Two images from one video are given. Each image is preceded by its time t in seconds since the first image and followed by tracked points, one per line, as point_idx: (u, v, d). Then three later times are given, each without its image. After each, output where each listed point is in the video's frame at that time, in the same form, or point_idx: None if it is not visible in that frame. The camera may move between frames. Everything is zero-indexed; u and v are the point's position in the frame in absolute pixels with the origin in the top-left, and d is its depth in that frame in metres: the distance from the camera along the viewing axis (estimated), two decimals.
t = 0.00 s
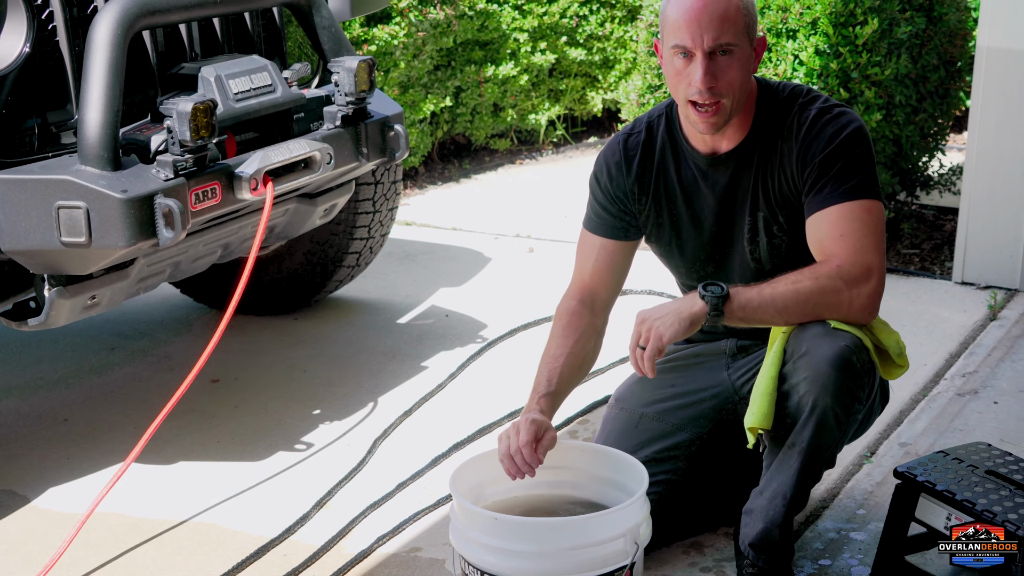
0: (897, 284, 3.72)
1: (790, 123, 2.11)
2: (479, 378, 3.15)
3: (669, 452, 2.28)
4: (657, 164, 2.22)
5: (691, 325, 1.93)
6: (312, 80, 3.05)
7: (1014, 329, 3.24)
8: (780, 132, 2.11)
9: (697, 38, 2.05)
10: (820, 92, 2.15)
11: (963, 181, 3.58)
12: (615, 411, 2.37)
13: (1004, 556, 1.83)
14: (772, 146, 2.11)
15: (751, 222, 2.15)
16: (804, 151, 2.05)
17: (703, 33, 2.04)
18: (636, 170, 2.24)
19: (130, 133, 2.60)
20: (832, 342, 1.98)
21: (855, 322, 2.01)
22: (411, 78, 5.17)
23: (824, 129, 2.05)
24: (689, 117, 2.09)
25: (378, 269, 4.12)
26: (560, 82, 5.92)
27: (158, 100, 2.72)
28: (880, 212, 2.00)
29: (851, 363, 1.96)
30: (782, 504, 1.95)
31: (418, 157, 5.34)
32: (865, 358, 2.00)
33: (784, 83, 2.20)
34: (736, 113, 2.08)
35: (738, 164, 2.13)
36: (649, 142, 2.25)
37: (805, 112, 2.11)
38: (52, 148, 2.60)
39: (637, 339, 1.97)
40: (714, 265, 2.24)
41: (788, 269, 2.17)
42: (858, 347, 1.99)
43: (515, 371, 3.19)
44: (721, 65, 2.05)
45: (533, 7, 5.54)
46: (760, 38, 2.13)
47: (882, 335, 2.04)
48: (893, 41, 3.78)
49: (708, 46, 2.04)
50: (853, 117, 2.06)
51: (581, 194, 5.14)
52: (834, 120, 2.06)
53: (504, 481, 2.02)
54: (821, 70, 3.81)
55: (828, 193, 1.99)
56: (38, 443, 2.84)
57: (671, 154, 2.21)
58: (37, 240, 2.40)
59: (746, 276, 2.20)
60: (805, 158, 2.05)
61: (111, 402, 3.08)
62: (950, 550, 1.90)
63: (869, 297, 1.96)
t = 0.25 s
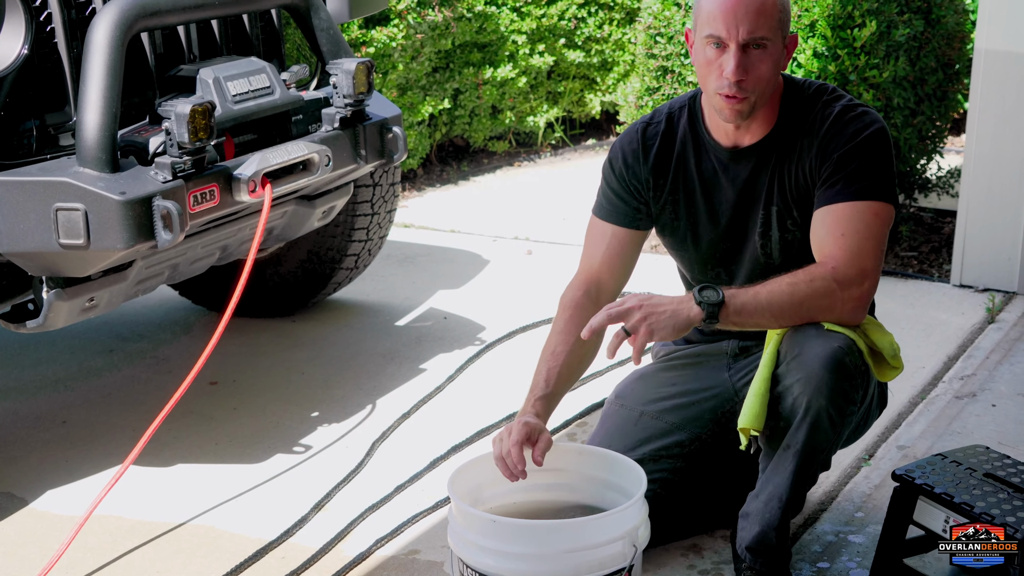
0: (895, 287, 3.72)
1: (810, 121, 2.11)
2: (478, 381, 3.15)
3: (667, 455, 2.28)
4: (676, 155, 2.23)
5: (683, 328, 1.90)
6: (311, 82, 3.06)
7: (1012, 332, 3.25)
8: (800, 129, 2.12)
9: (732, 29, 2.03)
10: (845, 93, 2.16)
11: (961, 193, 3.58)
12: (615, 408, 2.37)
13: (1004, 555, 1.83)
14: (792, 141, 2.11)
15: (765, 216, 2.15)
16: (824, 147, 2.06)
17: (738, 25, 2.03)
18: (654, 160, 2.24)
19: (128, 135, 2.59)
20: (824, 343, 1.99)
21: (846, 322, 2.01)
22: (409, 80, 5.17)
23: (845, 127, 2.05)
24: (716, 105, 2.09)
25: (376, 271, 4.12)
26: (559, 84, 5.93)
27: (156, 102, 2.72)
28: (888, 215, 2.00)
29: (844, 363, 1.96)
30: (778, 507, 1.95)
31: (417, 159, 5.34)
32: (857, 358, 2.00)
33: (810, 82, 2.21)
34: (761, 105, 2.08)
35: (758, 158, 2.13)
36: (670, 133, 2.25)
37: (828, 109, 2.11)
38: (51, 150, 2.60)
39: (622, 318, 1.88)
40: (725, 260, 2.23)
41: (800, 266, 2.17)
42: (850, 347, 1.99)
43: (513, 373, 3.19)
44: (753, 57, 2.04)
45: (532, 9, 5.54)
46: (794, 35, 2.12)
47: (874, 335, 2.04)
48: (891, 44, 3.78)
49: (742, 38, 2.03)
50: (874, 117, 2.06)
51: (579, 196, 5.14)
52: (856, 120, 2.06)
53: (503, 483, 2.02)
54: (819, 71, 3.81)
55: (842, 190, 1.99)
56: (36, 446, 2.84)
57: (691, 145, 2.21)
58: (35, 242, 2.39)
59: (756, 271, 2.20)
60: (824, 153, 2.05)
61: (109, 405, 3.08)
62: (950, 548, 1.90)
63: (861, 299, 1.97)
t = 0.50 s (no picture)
0: (895, 289, 3.72)
1: (803, 131, 2.11)
2: (477, 383, 3.15)
3: (667, 457, 2.28)
4: (667, 164, 2.23)
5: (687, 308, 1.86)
6: (310, 85, 3.06)
7: (1012, 334, 3.24)
8: (792, 139, 2.11)
9: (732, 39, 2.04)
10: (839, 102, 2.16)
11: (961, 197, 3.59)
12: (605, 411, 2.38)
13: (1005, 557, 1.81)
14: (784, 152, 2.11)
15: (757, 226, 2.15)
16: (818, 158, 2.05)
17: (737, 35, 2.04)
18: (647, 168, 2.25)
19: (128, 138, 2.60)
20: (823, 349, 1.99)
21: (850, 332, 2.00)
22: (409, 83, 5.17)
23: (840, 138, 2.05)
24: (711, 115, 2.09)
25: (376, 274, 4.12)
26: (558, 87, 5.93)
27: (156, 105, 2.72)
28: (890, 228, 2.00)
29: (841, 368, 1.96)
30: (776, 510, 1.95)
31: (417, 161, 5.35)
32: (855, 363, 1.99)
33: (804, 90, 2.21)
34: (757, 115, 2.08)
35: (750, 167, 2.14)
36: (662, 142, 2.26)
37: (822, 119, 2.11)
38: (50, 153, 2.60)
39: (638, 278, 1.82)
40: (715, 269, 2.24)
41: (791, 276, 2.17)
42: (849, 352, 1.99)
43: (513, 376, 3.19)
44: (750, 68, 2.05)
45: (531, 12, 5.54)
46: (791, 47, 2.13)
47: (875, 345, 2.04)
48: (891, 47, 3.78)
49: (741, 48, 2.04)
50: (868, 127, 2.06)
51: (579, 198, 5.14)
52: (850, 131, 2.06)
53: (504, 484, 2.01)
54: (818, 74, 3.84)
55: (836, 202, 1.99)
56: (35, 448, 2.84)
57: (683, 154, 2.22)
58: (35, 245, 2.39)
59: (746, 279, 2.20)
60: (818, 164, 2.05)
61: (109, 407, 3.08)
62: (949, 549, 1.88)
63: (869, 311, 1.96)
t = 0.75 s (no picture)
0: (894, 291, 3.72)
1: (786, 133, 2.12)
2: (477, 385, 3.15)
3: (665, 460, 2.28)
4: (650, 172, 2.23)
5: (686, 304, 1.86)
6: (310, 86, 3.06)
7: (1012, 336, 3.25)
8: (776, 142, 2.12)
9: (700, 62, 2.04)
10: (818, 101, 2.18)
11: (960, 198, 3.59)
12: (601, 412, 2.39)
13: (1005, 556, 1.80)
14: (768, 156, 2.12)
15: (742, 231, 2.16)
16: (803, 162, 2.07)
17: (706, 57, 2.03)
18: (629, 176, 2.24)
19: (128, 139, 2.60)
20: (825, 353, 1.99)
21: (852, 335, 2.02)
22: (408, 84, 5.17)
23: (824, 141, 2.06)
24: (685, 132, 2.10)
25: (375, 275, 4.12)
26: (558, 88, 5.94)
27: (156, 106, 2.72)
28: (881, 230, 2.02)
29: (843, 372, 1.97)
30: (777, 513, 1.96)
31: (416, 163, 5.35)
32: (857, 365, 2.00)
33: (782, 91, 2.23)
34: (733, 132, 2.08)
35: (733, 173, 2.15)
36: (644, 148, 2.25)
37: (802, 120, 2.13)
38: (50, 154, 2.60)
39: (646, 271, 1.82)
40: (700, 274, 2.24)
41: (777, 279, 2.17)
42: (852, 356, 2.00)
43: (513, 377, 3.19)
44: (721, 89, 2.05)
45: (531, 13, 5.54)
46: (768, 61, 2.11)
47: (876, 349, 2.05)
48: (890, 48, 3.78)
49: (709, 71, 2.04)
50: (849, 126, 2.08)
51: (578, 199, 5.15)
52: (833, 130, 2.07)
53: (504, 486, 2.01)
54: (818, 75, 3.84)
55: (823, 205, 2.01)
56: (35, 448, 2.84)
57: (666, 160, 2.22)
58: (35, 246, 2.39)
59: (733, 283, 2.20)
60: (803, 168, 2.07)
61: (108, 408, 3.08)
62: (949, 548, 1.87)
63: (871, 317, 1.98)
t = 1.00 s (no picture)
0: (902, 297, 3.72)
1: (787, 136, 2.12)
2: (484, 391, 3.15)
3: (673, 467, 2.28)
4: (649, 178, 2.22)
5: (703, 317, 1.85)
6: (317, 93, 3.05)
7: (1019, 343, 3.24)
8: (778, 145, 2.12)
9: (700, 75, 2.03)
10: (817, 101, 2.19)
11: (968, 205, 3.59)
12: (601, 418, 2.40)
13: (1004, 556, 1.80)
14: (769, 159, 2.13)
15: (745, 235, 2.15)
16: (806, 163, 2.07)
17: (705, 70, 2.03)
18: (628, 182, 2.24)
19: (135, 145, 2.60)
20: (841, 361, 1.99)
21: (865, 343, 2.02)
22: (415, 91, 5.17)
23: (826, 143, 2.07)
24: (685, 144, 2.09)
25: (382, 281, 4.13)
26: (564, 95, 5.94)
27: (163, 112, 2.72)
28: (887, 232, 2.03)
29: (860, 380, 1.97)
30: (790, 520, 1.95)
31: (423, 169, 5.35)
32: (872, 372, 2.01)
33: (779, 93, 2.23)
34: (733, 143, 2.08)
35: (733, 177, 2.14)
36: (642, 154, 2.25)
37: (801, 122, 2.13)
38: (58, 161, 2.60)
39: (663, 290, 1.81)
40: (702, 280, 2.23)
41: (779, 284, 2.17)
42: (867, 363, 2.01)
43: (520, 384, 3.19)
44: (721, 102, 2.04)
45: (537, 20, 5.54)
46: (769, 72, 2.11)
47: (890, 356, 2.06)
48: (897, 55, 3.78)
49: (710, 84, 2.03)
50: (849, 126, 2.09)
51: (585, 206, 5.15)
52: (835, 132, 2.08)
53: (512, 493, 2.01)
54: (825, 83, 3.87)
55: (828, 209, 2.01)
56: (43, 454, 2.85)
57: (664, 166, 2.21)
58: (43, 252, 2.40)
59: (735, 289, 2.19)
60: (807, 170, 2.07)
61: (116, 414, 3.08)
62: (951, 550, 1.89)
63: (885, 324, 1.99)
